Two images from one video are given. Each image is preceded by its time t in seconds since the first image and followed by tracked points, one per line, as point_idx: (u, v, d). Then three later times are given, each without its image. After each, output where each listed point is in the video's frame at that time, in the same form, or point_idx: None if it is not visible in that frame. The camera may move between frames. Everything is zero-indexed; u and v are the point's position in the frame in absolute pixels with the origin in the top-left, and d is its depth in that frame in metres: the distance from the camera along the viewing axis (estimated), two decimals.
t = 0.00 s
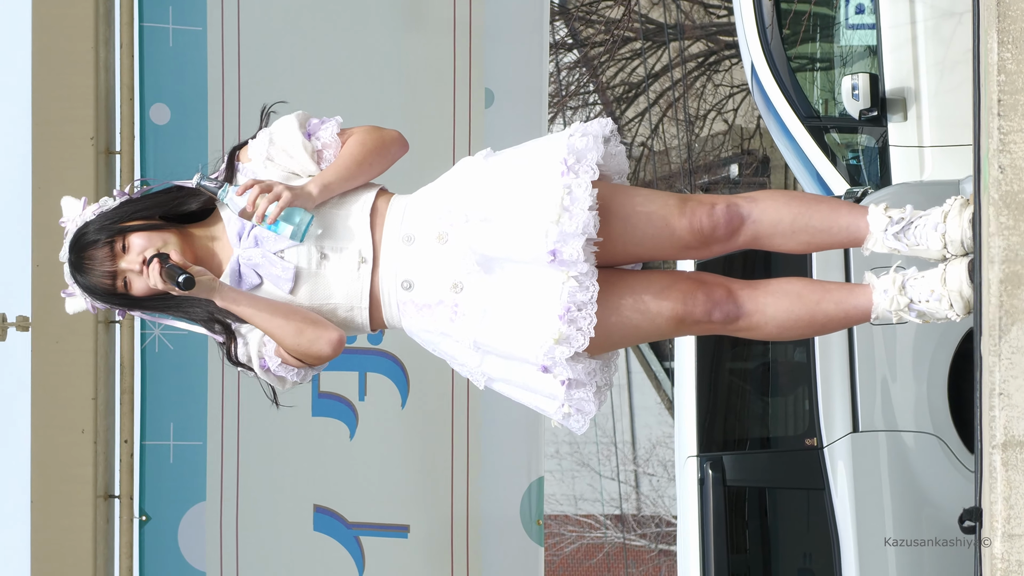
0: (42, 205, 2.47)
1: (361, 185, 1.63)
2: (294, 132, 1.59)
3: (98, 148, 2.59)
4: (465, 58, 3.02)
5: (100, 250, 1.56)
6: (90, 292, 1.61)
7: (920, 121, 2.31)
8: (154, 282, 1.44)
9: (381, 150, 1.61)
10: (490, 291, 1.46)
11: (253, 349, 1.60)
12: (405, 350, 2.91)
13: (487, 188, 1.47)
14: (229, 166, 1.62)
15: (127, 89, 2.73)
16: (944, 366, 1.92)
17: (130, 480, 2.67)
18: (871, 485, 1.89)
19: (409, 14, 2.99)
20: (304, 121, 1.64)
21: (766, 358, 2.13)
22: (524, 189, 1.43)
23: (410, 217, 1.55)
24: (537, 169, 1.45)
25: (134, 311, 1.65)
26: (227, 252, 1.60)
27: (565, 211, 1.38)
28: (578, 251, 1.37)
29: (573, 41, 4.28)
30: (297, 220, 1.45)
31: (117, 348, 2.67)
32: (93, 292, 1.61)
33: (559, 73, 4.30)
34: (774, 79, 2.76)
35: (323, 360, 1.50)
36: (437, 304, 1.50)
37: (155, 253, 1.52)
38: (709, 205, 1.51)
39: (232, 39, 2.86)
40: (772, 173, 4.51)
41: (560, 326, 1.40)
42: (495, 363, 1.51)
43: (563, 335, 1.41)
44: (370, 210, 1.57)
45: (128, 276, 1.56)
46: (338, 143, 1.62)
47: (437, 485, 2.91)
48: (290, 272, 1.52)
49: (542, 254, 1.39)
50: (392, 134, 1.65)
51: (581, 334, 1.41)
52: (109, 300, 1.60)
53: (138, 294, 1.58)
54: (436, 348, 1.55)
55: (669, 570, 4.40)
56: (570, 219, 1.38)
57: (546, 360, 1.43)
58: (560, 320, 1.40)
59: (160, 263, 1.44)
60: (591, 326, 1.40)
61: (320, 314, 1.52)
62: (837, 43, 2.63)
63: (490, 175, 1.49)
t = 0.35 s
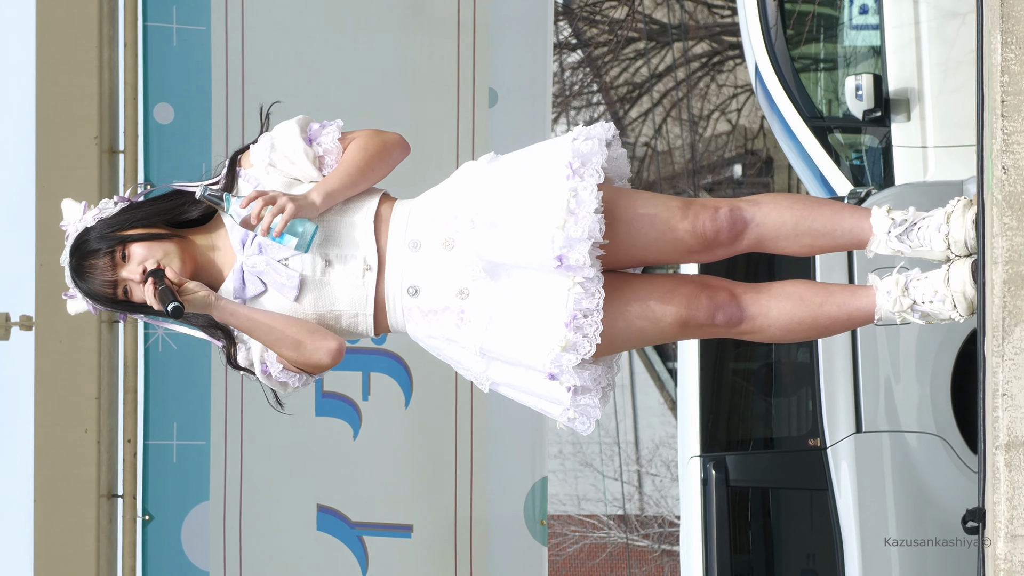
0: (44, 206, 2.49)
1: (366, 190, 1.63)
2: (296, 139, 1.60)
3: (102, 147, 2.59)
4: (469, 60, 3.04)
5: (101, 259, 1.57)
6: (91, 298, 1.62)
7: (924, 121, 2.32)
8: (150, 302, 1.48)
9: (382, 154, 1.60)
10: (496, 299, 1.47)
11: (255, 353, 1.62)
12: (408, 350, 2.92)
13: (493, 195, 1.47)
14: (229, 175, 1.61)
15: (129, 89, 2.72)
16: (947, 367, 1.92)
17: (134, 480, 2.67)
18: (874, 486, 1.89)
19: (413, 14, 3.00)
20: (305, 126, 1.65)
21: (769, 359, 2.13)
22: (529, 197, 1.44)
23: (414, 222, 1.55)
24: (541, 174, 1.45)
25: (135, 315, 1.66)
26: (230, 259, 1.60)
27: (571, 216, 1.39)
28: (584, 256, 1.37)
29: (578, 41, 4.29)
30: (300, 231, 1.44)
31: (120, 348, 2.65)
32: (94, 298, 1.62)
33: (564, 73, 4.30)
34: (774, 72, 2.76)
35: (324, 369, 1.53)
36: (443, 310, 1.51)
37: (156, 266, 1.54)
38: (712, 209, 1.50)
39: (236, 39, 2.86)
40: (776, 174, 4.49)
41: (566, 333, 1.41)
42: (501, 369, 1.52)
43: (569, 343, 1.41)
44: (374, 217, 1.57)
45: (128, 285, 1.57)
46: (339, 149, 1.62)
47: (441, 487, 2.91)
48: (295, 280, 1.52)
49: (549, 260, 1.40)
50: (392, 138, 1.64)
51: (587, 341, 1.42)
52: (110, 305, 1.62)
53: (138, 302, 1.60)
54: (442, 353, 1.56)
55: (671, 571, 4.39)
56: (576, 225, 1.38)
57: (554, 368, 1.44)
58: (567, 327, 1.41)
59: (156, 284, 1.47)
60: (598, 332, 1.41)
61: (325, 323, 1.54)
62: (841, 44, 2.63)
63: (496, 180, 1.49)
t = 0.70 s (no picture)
0: (48, 205, 2.50)
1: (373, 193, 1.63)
2: (302, 140, 1.60)
3: (106, 145, 2.61)
4: (473, 59, 3.03)
5: (107, 259, 1.58)
6: (98, 295, 1.64)
7: (928, 120, 2.30)
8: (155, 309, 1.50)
9: (388, 159, 1.60)
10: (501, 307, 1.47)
11: (259, 354, 1.62)
12: (413, 349, 2.93)
13: (498, 201, 1.47)
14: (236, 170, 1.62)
15: (134, 87, 2.73)
16: (952, 366, 1.92)
17: (138, 478, 2.68)
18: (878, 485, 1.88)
19: (417, 12, 3.00)
20: (313, 126, 1.64)
21: (774, 357, 2.14)
22: (534, 204, 1.44)
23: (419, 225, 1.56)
24: (547, 180, 1.45)
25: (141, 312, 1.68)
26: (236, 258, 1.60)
27: (577, 225, 1.38)
28: (591, 267, 1.37)
29: (581, 40, 4.32)
30: (304, 238, 1.45)
31: (124, 345, 2.67)
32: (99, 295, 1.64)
33: (567, 72, 4.31)
34: (778, 71, 2.77)
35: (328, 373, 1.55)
36: (448, 316, 1.51)
37: (163, 267, 1.55)
38: (717, 211, 1.50)
39: (240, 38, 2.87)
40: (780, 172, 4.49)
41: (571, 343, 1.41)
42: (505, 375, 1.52)
43: (574, 352, 1.42)
44: (379, 221, 1.57)
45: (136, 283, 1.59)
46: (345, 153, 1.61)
47: (446, 486, 2.92)
48: (300, 284, 1.53)
49: (555, 270, 1.40)
50: (399, 140, 1.64)
51: (592, 351, 1.42)
52: (117, 303, 1.64)
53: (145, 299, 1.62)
54: (446, 358, 1.56)
55: (676, 570, 4.38)
56: (582, 234, 1.38)
57: (558, 378, 1.44)
58: (571, 337, 1.41)
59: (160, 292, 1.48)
60: (603, 341, 1.41)
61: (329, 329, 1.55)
62: (845, 42, 2.63)
63: (501, 186, 1.49)
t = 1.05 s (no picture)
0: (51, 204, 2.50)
1: (379, 195, 1.64)
2: (315, 137, 1.61)
3: (109, 144, 2.62)
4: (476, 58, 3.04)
5: (110, 246, 1.58)
6: (100, 283, 1.64)
7: (931, 120, 2.30)
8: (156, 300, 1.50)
9: (399, 159, 1.60)
10: (504, 311, 1.48)
11: (256, 348, 1.63)
12: (416, 349, 2.93)
13: (502, 207, 1.48)
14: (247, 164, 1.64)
15: (138, 86, 2.73)
16: (954, 366, 1.92)
17: (140, 478, 2.68)
18: (881, 484, 1.88)
19: (419, 11, 3.00)
20: (326, 127, 1.66)
21: (777, 356, 2.14)
22: (539, 209, 1.44)
23: (424, 229, 1.56)
24: (552, 186, 1.45)
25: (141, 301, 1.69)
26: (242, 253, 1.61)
27: (581, 232, 1.39)
28: (594, 275, 1.38)
29: (584, 40, 4.30)
30: (308, 225, 1.46)
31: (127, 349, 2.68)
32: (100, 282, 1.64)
33: (570, 71, 4.32)
34: (781, 70, 2.77)
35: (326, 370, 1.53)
36: (452, 321, 1.51)
37: (165, 256, 1.56)
38: (720, 213, 1.51)
39: (243, 38, 2.87)
40: (783, 172, 4.48)
41: (574, 351, 1.42)
42: (507, 380, 1.53)
43: (577, 360, 1.43)
44: (388, 226, 1.58)
45: (138, 273, 1.59)
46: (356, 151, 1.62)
47: (449, 486, 2.92)
48: (305, 279, 1.52)
49: (559, 277, 1.41)
50: (411, 144, 1.65)
51: (595, 358, 1.43)
52: (119, 291, 1.64)
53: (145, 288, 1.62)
54: (449, 363, 1.56)
55: (678, 569, 4.37)
56: (586, 242, 1.38)
57: (561, 386, 1.46)
58: (574, 344, 1.42)
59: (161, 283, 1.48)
60: (606, 349, 1.43)
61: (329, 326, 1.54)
62: (848, 42, 2.64)
63: (507, 193, 1.49)
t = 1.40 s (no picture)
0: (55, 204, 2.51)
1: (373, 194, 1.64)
2: (310, 141, 1.63)
3: (112, 145, 2.62)
4: (479, 58, 3.05)
5: (113, 244, 1.58)
6: (99, 288, 1.62)
7: (934, 120, 2.31)
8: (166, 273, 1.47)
9: (395, 159, 1.64)
10: (511, 298, 1.48)
11: (261, 349, 1.61)
12: (418, 348, 2.94)
13: (507, 196, 1.49)
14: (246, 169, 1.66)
15: (140, 85, 2.76)
16: (957, 366, 1.92)
17: (143, 477, 2.71)
18: (884, 485, 1.88)
19: (423, 11, 3.01)
20: (320, 133, 1.68)
21: (780, 356, 2.14)
22: (543, 195, 1.46)
23: (426, 223, 1.57)
24: (555, 173, 1.47)
25: (140, 312, 1.66)
26: (239, 255, 1.62)
27: (587, 215, 1.40)
28: (601, 256, 1.39)
29: (587, 40, 4.30)
30: (298, 209, 1.46)
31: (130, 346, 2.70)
32: (101, 289, 1.62)
33: (573, 71, 4.31)
34: (784, 71, 2.75)
35: (335, 352, 1.49)
36: (457, 312, 1.52)
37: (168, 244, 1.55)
38: (723, 210, 1.50)
39: (246, 37, 2.88)
40: (785, 172, 4.51)
41: (581, 336, 1.42)
42: (512, 372, 1.53)
43: (585, 345, 1.42)
44: (382, 216, 1.58)
45: (139, 270, 1.57)
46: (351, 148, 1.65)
47: (451, 485, 2.93)
48: (300, 273, 1.53)
49: (566, 258, 1.41)
50: (407, 146, 1.68)
51: (603, 344, 1.43)
52: (118, 297, 1.62)
53: (145, 290, 1.59)
54: (452, 356, 1.56)
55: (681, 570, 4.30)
56: (593, 224, 1.39)
57: (570, 368, 1.45)
58: (581, 330, 1.42)
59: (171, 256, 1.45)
60: (612, 335, 1.42)
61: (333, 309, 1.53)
62: (851, 42, 2.62)
63: (512, 184, 1.50)
